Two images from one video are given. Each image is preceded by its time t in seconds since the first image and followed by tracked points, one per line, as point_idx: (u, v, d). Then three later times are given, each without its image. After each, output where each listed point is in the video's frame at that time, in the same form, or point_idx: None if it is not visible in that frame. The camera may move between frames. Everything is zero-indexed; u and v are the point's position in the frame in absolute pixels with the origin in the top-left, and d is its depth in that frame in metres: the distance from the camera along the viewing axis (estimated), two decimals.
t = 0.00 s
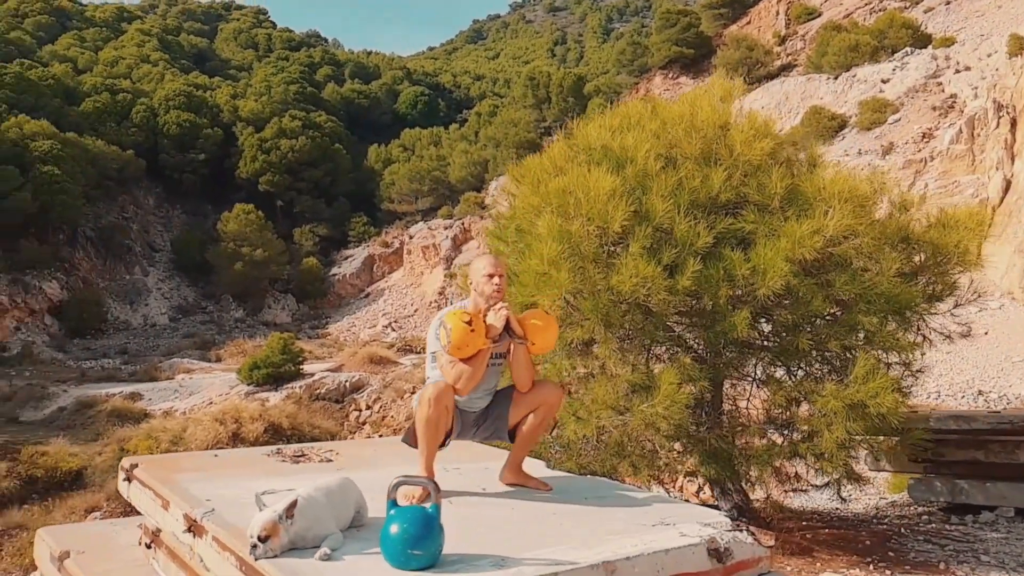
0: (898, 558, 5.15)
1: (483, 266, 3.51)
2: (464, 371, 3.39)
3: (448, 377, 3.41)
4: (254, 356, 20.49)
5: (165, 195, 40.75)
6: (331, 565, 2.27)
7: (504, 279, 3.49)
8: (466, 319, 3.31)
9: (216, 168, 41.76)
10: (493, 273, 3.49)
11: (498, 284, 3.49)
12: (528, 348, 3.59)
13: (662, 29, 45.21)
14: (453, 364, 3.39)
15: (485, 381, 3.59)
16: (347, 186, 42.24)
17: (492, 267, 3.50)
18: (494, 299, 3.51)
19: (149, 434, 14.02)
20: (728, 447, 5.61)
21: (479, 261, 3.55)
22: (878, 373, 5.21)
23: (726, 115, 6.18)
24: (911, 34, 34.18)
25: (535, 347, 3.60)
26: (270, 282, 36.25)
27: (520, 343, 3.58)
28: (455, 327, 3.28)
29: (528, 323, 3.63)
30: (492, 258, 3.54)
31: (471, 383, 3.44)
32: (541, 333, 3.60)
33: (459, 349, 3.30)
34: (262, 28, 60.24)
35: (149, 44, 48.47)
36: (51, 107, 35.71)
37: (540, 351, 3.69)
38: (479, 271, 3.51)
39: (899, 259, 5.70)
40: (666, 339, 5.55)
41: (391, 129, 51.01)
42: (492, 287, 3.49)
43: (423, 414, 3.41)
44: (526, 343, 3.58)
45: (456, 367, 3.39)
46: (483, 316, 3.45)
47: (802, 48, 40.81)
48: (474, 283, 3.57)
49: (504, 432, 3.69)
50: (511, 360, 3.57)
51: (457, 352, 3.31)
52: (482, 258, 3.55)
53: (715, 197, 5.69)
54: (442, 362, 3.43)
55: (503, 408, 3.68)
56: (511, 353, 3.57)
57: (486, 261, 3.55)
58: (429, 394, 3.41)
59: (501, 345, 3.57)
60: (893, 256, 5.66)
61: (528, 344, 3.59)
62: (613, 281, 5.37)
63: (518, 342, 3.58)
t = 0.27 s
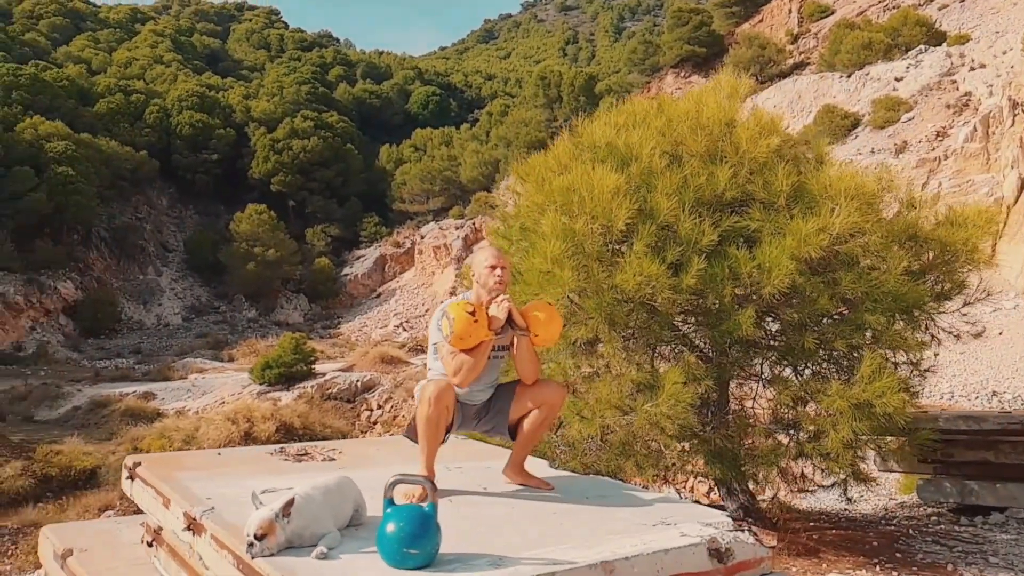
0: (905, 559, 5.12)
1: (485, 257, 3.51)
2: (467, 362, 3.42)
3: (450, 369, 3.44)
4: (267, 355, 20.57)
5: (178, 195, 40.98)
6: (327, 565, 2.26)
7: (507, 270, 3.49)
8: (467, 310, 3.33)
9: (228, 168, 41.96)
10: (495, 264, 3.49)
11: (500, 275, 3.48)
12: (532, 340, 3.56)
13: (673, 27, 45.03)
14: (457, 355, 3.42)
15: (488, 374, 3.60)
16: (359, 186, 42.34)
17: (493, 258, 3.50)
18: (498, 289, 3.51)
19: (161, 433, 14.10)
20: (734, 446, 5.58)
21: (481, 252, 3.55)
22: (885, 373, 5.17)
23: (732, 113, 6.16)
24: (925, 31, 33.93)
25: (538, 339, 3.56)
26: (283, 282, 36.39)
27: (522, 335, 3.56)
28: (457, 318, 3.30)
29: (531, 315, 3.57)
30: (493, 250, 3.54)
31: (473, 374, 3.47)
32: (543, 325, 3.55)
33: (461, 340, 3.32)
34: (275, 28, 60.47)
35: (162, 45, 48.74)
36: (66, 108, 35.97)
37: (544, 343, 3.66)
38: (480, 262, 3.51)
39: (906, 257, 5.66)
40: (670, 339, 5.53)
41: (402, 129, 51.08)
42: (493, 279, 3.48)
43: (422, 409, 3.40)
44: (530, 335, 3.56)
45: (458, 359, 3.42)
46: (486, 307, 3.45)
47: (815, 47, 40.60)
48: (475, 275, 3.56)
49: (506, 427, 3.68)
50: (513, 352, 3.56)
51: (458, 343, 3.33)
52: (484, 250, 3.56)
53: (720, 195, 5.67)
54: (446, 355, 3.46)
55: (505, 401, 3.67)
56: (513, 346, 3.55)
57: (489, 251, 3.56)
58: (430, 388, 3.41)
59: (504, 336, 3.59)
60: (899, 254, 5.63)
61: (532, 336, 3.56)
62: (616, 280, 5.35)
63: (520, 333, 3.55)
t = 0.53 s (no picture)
0: (912, 560, 5.08)
1: (487, 238, 3.52)
2: (469, 341, 3.36)
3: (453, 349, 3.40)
4: (278, 355, 20.63)
5: (190, 196, 41.19)
6: (325, 565, 2.28)
7: (508, 252, 3.51)
8: (470, 288, 3.32)
9: (240, 169, 42.12)
10: (496, 246, 3.50)
11: (503, 256, 3.50)
12: (536, 319, 3.66)
13: (685, 26, 44.87)
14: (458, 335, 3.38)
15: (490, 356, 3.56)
16: (370, 186, 42.43)
17: (495, 239, 3.51)
18: (500, 270, 3.51)
19: (174, 433, 14.18)
20: (738, 446, 5.58)
21: (482, 233, 3.56)
22: (892, 374, 5.14)
23: (739, 110, 6.13)
24: (939, 28, 33.63)
25: (543, 319, 3.65)
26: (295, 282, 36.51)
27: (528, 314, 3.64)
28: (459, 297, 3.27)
29: (534, 294, 3.64)
30: (496, 230, 3.56)
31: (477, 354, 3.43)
32: (548, 304, 3.62)
33: (464, 320, 3.29)
34: (287, 29, 60.68)
35: (175, 46, 48.98)
36: (80, 110, 36.22)
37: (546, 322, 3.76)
38: (483, 241, 3.52)
39: (913, 256, 5.63)
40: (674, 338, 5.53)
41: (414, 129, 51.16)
42: (497, 259, 3.50)
43: (428, 400, 3.40)
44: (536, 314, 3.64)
45: (459, 337, 3.38)
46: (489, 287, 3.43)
47: (828, 45, 40.44)
48: (478, 256, 3.57)
49: (507, 414, 3.65)
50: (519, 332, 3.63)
51: (461, 322, 3.31)
52: (486, 230, 3.56)
53: (726, 193, 5.65)
54: (448, 335, 3.43)
55: (507, 386, 3.66)
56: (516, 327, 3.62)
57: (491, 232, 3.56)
58: (437, 380, 3.42)
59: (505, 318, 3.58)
60: (906, 253, 5.59)
61: (538, 317, 3.65)
62: (621, 280, 5.35)
63: (524, 313, 3.64)
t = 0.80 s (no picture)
0: (919, 563, 5.05)
1: (488, 214, 3.51)
2: (471, 316, 3.39)
3: (455, 325, 3.43)
4: (290, 355, 20.68)
5: (203, 196, 41.38)
6: (323, 567, 2.28)
7: (510, 226, 3.52)
8: (471, 265, 3.35)
9: (252, 170, 42.29)
10: (497, 221, 3.50)
11: (504, 230, 3.51)
12: (538, 294, 3.69)
13: (696, 25, 44.68)
14: (459, 310, 3.41)
15: (492, 333, 3.58)
16: (381, 186, 42.50)
17: (496, 214, 3.51)
18: (501, 244, 3.53)
19: (186, 432, 14.26)
20: (744, 446, 5.55)
21: (484, 208, 3.56)
22: (898, 374, 5.10)
23: (745, 110, 6.11)
24: (953, 26, 33.25)
25: (545, 294, 3.69)
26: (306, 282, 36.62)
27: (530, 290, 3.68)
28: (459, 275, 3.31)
29: (535, 270, 3.68)
30: (497, 205, 3.55)
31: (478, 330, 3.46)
32: (549, 279, 3.66)
33: (466, 296, 3.33)
34: (298, 30, 60.88)
35: (187, 47, 49.21)
36: (93, 111, 36.47)
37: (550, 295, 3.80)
38: (484, 217, 3.52)
39: (920, 256, 5.58)
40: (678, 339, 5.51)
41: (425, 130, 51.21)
42: (498, 234, 3.50)
43: (432, 394, 3.40)
44: (537, 289, 3.68)
45: (460, 312, 3.41)
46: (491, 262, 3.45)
47: (840, 43, 40.25)
48: (480, 231, 3.58)
49: (509, 401, 3.62)
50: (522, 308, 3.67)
51: (462, 297, 3.34)
52: (487, 205, 3.57)
53: (731, 193, 5.62)
54: (449, 310, 3.46)
55: (512, 373, 3.63)
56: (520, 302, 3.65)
57: (493, 207, 3.56)
58: (438, 372, 3.43)
59: (508, 293, 3.60)
60: (913, 253, 5.55)
61: (539, 292, 3.69)
62: (625, 280, 5.34)
63: (526, 289, 3.66)
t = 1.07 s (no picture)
0: (926, 566, 5.03)
1: (487, 183, 3.59)
2: (471, 285, 3.40)
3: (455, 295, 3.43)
4: (301, 354, 20.73)
5: (215, 197, 41.57)
6: (316, 569, 2.28)
7: (508, 195, 3.59)
8: (469, 233, 3.35)
9: (264, 170, 42.44)
10: (496, 191, 3.57)
11: (503, 199, 3.57)
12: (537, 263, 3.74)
13: (708, 24, 44.53)
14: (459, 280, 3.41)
15: (493, 305, 3.59)
16: (393, 186, 42.57)
17: (494, 185, 3.58)
18: (500, 214, 3.59)
19: (198, 431, 14.30)
20: (750, 448, 5.53)
21: (482, 179, 3.63)
22: (905, 376, 5.07)
23: (750, 110, 6.08)
24: (968, 24, 32.89)
25: (545, 264, 3.77)
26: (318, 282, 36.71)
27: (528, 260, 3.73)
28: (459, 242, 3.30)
29: (535, 239, 3.76)
30: (495, 175, 3.64)
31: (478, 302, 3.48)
32: (549, 249, 3.74)
33: (462, 265, 3.32)
34: (310, 31, 61.06)
35: (200, 49, 49.45)
36: (107, 112, 36.70)
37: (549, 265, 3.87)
38: (483, 186, 3.59)
39: (926, 256, 5.54)
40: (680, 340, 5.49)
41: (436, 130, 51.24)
42: (497, 203, 3.57)
43: (433, 386, 3.40)
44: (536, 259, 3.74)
45: (460, 282, 3.41)
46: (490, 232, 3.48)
47: (852, 42, 40.05)
48: (479, 202, 3.64)
49: (511, 390, 3.62)
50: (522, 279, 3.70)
51: (461, 267, 3.34)
52: (485, 176, 3.64)
53: (735, 193, 5.61)
54: (448, 281, 3.45)
55: (513, 361, 3.62)
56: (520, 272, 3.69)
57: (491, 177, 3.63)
58: (440, 365, 3.44)
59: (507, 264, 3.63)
60: (920, 252, 5.51)
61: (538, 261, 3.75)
62: (627, 281, 5.33)
63: (525, 259, 3.74)
